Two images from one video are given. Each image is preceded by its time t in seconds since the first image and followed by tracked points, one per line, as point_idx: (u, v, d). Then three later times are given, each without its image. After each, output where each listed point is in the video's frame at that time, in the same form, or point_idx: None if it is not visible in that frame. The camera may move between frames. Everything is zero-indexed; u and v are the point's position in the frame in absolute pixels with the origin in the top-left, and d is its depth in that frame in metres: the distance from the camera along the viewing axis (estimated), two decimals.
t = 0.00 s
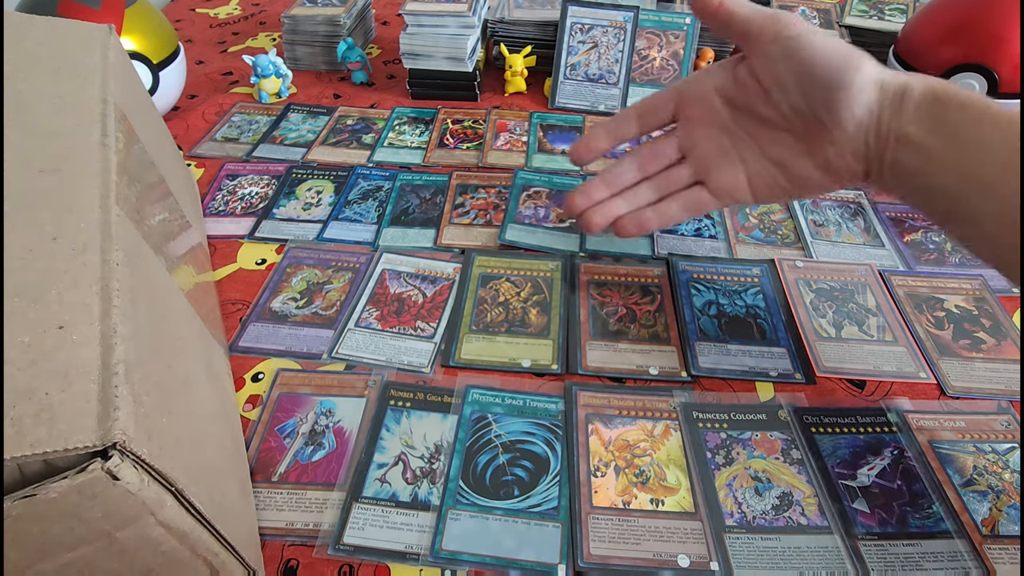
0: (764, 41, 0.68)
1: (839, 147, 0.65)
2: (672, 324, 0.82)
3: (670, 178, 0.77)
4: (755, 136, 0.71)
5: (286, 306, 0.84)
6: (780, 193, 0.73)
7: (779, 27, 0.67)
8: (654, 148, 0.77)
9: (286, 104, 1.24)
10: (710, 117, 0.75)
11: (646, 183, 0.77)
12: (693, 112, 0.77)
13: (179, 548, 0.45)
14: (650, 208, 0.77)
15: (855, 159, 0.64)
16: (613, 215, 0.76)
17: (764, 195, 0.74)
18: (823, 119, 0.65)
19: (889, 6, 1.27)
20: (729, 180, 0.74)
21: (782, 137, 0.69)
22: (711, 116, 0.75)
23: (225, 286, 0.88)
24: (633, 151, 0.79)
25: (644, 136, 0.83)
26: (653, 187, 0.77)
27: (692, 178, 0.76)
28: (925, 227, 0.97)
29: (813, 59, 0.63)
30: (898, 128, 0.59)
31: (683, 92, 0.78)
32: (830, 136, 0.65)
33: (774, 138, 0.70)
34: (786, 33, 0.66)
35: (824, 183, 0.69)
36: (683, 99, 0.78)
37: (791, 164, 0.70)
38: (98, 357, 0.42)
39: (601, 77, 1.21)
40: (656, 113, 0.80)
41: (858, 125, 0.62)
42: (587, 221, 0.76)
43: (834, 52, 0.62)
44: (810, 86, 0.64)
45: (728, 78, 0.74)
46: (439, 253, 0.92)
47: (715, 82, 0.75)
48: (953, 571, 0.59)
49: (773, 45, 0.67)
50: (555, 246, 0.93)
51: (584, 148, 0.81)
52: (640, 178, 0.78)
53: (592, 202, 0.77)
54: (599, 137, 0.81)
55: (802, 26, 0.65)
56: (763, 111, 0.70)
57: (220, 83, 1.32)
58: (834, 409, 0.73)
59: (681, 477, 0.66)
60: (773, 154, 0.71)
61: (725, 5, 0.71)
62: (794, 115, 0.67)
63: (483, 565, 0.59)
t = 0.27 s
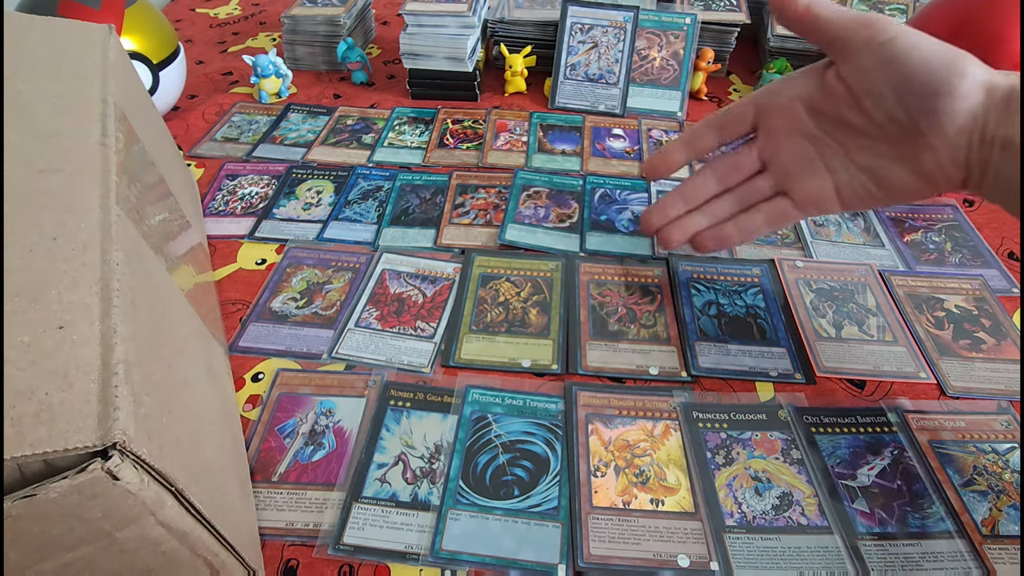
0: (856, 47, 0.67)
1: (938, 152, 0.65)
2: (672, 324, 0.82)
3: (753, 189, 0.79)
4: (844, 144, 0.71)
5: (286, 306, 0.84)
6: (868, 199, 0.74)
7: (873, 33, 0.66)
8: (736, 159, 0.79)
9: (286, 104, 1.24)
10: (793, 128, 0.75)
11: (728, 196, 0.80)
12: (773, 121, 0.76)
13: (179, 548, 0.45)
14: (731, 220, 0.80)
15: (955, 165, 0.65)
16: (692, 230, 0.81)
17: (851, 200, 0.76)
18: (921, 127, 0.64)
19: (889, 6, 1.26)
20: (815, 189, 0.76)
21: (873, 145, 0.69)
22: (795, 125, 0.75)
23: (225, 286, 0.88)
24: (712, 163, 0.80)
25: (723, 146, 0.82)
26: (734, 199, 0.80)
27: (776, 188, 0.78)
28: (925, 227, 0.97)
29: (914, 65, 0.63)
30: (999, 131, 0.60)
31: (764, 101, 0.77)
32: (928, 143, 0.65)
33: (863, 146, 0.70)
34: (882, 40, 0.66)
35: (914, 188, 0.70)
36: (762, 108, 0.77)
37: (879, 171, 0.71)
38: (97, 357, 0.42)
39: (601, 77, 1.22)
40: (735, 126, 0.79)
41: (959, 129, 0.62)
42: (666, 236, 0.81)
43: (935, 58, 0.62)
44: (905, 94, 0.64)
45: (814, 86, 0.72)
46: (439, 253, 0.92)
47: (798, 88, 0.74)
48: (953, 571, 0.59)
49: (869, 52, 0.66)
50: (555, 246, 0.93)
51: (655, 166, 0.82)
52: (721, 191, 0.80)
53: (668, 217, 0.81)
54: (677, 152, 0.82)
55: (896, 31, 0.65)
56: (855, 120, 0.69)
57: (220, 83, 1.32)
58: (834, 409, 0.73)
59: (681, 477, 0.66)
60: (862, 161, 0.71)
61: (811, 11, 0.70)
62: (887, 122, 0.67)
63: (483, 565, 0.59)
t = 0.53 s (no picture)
0: (912, 39, 0.67)
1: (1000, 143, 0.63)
2: (672, 324, 0.82)
3: (803, 183, 0.77)
4: (897, 136, 0.70)
5: (286, 306, 0.84)
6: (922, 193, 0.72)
7: (930, 24, 0.66)
8: (787, 151, 0.77)
9: (286, 104, 1.24)
10: (845, 120, 0.74)
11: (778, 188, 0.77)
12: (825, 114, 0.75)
13: (179, 548, 0.45)
14: (781, 212, 0.76)
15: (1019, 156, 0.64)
16: (740, 224, 0.77)
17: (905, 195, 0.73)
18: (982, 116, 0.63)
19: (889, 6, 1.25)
20: (868, 183, 0.73)
21: (928, 137, 0.68)
22: (848, 119, 0.74)
23: (225, 286, 0.88)
24: (762, 155, 0.78)
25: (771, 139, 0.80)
26: (783, 191, 0.77)
27: (827, 181, 0.76)
28: (925, 227, 0.97)
29: (973, 55, 0.63)
30: None
31: (815, 92, 0.76)
32: (987, 132, 0.63)
33: (918, 138, 0.69)
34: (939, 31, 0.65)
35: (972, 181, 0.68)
36: (815, 100, 0.76)
37: (935, 163, 0.69)
38: (97, 357, 0.42)
39: (601, 77, 1.22)
40: (786, 118, 0.78)
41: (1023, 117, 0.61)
42: (713, 228, 0.77)
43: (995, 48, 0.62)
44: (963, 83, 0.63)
45: (870, 78, 0.71)
46: (439, 253, 0.92)
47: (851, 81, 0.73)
48: (953, 571, 0.59)
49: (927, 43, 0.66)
50: (555, 246, 0.93)
51: (701, 158, 0.79)
52: (770, 183, 0.77)
53: (716, 209, 0.78)
54: (723, 143, 0.79)
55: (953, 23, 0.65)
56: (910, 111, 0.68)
57: (220, 83, 1.32)
58: (834, 409, 0.73)
59: (681, 477, 0.66)
60: (918, 153, 0.70)
61: (864, 5, 0.70)
62: (945, 114, 0.66)
63: (483, 565, 0.59)
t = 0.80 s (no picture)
0: (959, 56, 0.65)
1: None
2: (672, 324, 0.82)
3: (850, 198, 0.76)
4: (946, 151, 0.68)
5: (286, 306, 0.84)
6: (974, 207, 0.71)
7: (979, 41, 0.64)
8: (834, 168, 0.76)
9: (286, 104, 1.24)
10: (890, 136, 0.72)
11: (825, 204, 0.77)
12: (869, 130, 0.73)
13: (179, 548, 0.45)
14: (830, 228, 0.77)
15: None
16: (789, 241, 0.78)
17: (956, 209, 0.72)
18: None
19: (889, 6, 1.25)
20: (917, 197, 0.72)
21: (978, 154, 0.66)
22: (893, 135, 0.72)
23: (225, 286, 0.88)
24: (808, 172, 0.78)
25: (816, 155, 0.79)
26: (830, 208, 0.77)
27: (876, 196, 0.75)
28: (925, 227, 0.97)
29: None
30: None
31: (859, 109, 0.74)
32: None
33: (966, 154, 0.67)
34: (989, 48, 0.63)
35: None
36: (858, 117, 0.74)
37: (986, 178, 0.67)
38: (97, 357, 0.42)
39: (601, 77, 1.22)
40: (831, 136, 0.77)
41: None
42: (763, 247, 0.79)
43: None
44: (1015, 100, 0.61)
45: (914, 95, 0.70)
46: (439, 253, 0.92)
47: (897, 97, 0.71)
48: (953, 571, 0.59)
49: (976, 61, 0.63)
50: (555, 246, 0.93)
51: (746, 179, 0.80)
52: (816, 201, 0.78)
53: (762, 227, 0.79)
54: (770, 163, 0.79)
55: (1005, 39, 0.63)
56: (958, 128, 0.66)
57: (220, 83, 1.32)
58: (834, 409, 0.73)
59: (681, 477, 0.66)
60: (965, 168, 0.68)
61: (908, 22, 0.68)
62: (993, 131, 0.64)
63: (483, 565, 0.59)
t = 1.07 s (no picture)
0: (956, 49, 0.63)
1: None
2: (672, 324, 0.82)
3: (847, 189, 0.73)
4: (946, 143, 0.66)
5: (286, 306, 0.84)
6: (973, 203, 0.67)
7: (975, 33, 0.62)
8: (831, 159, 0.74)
9: (286, 104, 1.24)
10: (888, 128, 0.70)
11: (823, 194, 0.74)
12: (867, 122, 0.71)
13: (179, 548, 0.45)
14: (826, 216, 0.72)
15: None
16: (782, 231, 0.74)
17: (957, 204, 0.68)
18: None
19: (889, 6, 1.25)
20: (917, 190, 0.69)
21: (979, 147, 0.63)
22: (892, 126, 0.69)
23: (225, 286, 0.88)
24: (806, 163, 0.75)
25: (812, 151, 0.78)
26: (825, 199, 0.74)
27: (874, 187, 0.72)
28: (925, 227, 0.97)
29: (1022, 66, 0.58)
30: None
31: (856, 101, 0.72)
32: None
33: (968, 147, 0.64)
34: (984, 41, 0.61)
35: None
36: (856, 110, 0.72)
37: (986, 174, 0.64)
38: (98, 357, 0.42)
39: (601, 77, 1.22)
40: (826, 129, 0.75)
41: None
42: (745, 227, 0.75)
43: None
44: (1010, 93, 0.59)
45: (913, 87, 0.68)
46: (439, 253, 0.92)
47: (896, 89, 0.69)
48: (953, 571, 0.59)
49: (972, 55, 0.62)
50: (555, 246, 0.93)
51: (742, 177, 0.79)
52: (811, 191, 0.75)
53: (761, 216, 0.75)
54: (763, 159, 0.78)
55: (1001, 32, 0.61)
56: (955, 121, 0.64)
57: (220, 83, 1.32)
58: (834, 409, 0.73)
59: (681, 477, 0.66)
60: (967, 161, 0.65)
61: (903, 16, 0.67)
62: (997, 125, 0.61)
63: (483, 565, 0.59)
